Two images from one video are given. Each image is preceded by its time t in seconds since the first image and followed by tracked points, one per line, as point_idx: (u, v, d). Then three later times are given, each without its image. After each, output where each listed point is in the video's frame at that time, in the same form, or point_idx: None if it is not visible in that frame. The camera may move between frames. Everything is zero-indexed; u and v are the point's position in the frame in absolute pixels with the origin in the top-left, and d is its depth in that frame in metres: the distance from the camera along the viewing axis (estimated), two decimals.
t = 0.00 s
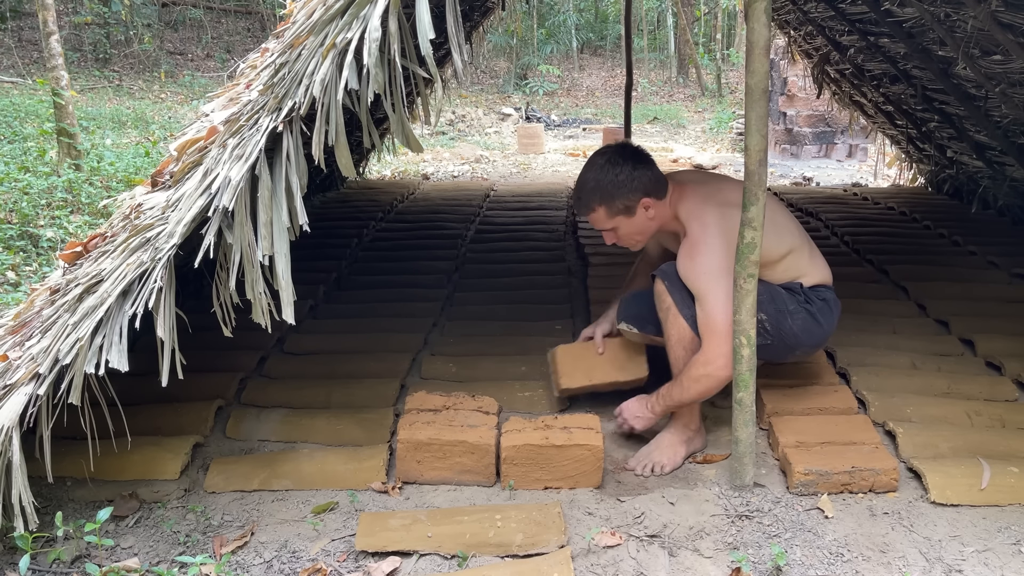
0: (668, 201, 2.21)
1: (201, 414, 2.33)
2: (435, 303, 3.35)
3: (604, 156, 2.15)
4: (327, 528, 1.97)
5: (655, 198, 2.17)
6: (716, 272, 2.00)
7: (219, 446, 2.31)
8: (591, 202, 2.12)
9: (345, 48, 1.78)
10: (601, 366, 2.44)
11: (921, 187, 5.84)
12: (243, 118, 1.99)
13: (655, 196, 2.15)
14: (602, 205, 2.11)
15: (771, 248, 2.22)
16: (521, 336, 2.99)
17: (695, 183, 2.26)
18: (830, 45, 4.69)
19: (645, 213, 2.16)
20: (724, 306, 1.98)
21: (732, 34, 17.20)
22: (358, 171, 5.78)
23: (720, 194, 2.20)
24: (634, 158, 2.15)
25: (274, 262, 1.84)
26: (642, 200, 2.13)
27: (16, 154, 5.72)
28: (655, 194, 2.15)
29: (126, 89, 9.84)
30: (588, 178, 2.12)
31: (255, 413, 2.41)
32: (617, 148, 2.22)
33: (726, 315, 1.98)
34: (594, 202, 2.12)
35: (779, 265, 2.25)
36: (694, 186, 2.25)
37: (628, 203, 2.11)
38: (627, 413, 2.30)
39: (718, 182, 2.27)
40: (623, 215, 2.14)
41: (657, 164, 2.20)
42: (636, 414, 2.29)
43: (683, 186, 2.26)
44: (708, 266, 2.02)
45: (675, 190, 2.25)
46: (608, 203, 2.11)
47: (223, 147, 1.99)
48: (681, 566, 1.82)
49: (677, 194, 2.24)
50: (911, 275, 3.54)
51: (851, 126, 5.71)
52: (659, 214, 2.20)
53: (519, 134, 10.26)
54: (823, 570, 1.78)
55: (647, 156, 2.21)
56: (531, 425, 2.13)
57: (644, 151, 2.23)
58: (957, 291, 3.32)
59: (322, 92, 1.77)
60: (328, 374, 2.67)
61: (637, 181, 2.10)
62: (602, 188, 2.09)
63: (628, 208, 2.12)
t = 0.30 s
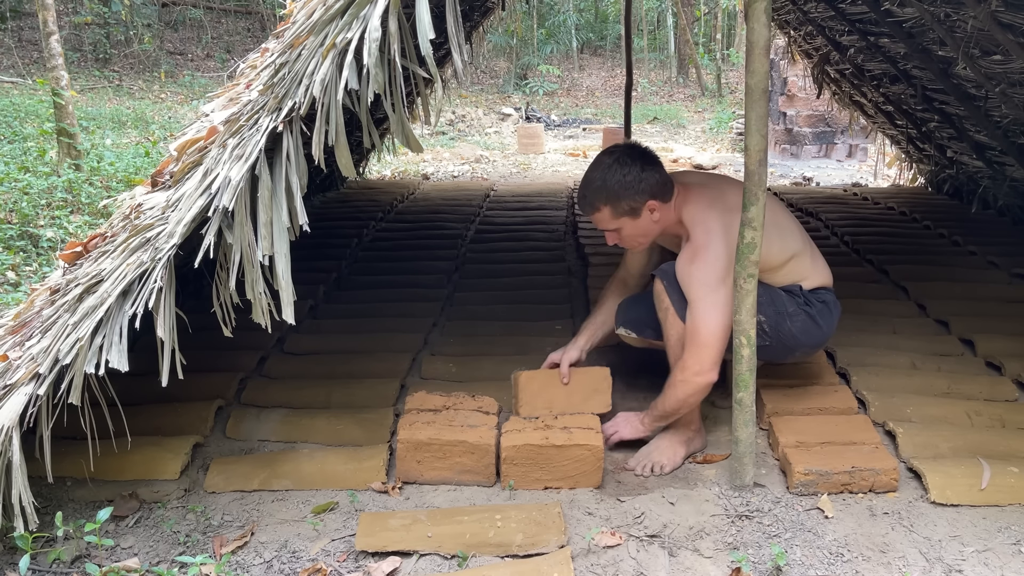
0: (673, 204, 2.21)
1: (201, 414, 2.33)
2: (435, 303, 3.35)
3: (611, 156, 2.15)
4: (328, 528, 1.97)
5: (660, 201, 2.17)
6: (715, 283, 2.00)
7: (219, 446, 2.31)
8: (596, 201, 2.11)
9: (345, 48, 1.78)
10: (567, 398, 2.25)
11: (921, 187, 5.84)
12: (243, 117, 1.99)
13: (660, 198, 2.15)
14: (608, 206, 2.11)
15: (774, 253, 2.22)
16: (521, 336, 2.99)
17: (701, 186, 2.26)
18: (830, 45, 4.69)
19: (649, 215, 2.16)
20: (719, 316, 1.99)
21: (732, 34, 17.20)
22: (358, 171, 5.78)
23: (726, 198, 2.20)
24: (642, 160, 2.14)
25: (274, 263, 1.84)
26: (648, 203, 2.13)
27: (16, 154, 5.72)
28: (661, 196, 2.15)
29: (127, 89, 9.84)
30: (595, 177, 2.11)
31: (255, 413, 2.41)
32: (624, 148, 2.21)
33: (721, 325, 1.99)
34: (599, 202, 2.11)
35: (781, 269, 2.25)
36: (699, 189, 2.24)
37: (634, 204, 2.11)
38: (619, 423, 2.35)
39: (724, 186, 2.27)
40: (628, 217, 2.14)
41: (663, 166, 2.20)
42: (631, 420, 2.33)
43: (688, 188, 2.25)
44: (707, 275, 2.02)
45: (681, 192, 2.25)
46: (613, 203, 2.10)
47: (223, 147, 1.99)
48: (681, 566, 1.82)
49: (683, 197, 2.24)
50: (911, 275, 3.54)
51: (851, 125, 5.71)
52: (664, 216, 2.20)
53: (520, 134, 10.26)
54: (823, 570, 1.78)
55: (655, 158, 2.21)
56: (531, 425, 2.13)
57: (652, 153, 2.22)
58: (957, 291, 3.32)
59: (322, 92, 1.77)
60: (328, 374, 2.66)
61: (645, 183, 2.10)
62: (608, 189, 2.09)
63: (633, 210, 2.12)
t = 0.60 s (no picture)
0: (674, 200, 2.21)
1: (201, 414, 2.33)
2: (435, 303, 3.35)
3: (612, 150, 2.15)
4: (328, 528, 1.97)
5: (660, 196, 2.17)
6: (717, 282, 2.01)
7: (219, 446, 2.31)
8: (595, 193, 2.12)
9: (345, 48, 1.78)
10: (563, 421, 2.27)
11: (921, 187, 5.84)
12: (243, 118, 1.99)
13: (661, 193, 2.15)
14: (607, 198, 2.11)
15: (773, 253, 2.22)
16: (521, 336, 2.99)
17: (702, 184, 2.26)
18: (830, 45, 4.69)
19: (649, 210, 2.16)
20: (718, 316, 2.00)
21: (732, 34, 17.20)
22: (358, 171, 5.78)
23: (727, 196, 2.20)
24: (644, 154, 2.15)
25: (274, 263, 1.84)
26: (648, 197, 2.13)
27: (16, 154, 5.72)
28: (661, 191, 2.15)
29: (127, 89, 9.84)
30: (595, 169, 2.11)
31: (255, 413, 2.41)
32: (627, 142, 2.21)
33: (720, 324, 2.00)
34: (599, 194, 2.11)
35: (779, 268, 2.25)
36: (701, 186, 2.24)
37: (633, 199, 2.11)
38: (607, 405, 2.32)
39: (727, 184, 2.27)
40: (627, 211, 2.14)
41: (666, 162, 2.20)
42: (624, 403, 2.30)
43: (690, 185, 2.25)
44: (708, 274, 2.03)
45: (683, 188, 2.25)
46: (613, 196, 2.10)
47: (223, 147, 1.99)
48: (681, 566, 1.82)
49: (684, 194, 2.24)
50: (910, 275, 3.54)
51: (851, 125, 5.71)
52: (664, 212, 2.20)
53: (520, 134, 10.26)
54: (823, 570, 1.78)
55: (657, 152, 2.21)
56: (531, 426, 2.13)
57: (655, 147, 2.23)
58: (957, 291, 3.32)
59: (322, 92, 1.77)
60: (328, 374, 2.66)
61: (645, 177, 2.10)
62: (608, 181, 2.09)
63: (633, 204, 2.12)
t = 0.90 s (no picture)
0: (669, 201, 2.21)
1: (201, 414, 2.33)
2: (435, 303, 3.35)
3: (608, 151, 2.15)
4: (328, 528, 1.97)
5: (654, 197, 2.17)
6: (714, 284, 2.01)
7: (219, 446, 2.31)
8: (589, 194, 2.11)
9: (345, 48, 1.78)
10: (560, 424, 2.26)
11: (921, 187, 5.84)
12: (243, 117, 1.99)
13: (655, 195, 2.16)
14: (601, 199, 2.11)
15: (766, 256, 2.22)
16: (521, 336, 2.99)
17: (699, 184, 2.26)
18: (830, 45, 4.69)
19: (643, 211, 2.17)
20: (716, 317, 2.00)
21: (732, 34, 17.20)
22: (358, 171, 5.78)
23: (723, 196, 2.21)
24: (638, 155, 2.15)
25: (274, 262, 1.84)
26: (642, 199, 2.13)
27: (16, 155, 5.72)
28: (655, 193, 2.15)
29: (127, 89, 9.84)
30: (589, 170, 2.11)
31: (255, 414, 2.41)
32: (622, 142, 2.21)
33: (718, 326, 1.99)
34: (593, 195, 2.11)
35: (774, 268, 2.26)
36: (696, 186, 2.24)
37: (628, 200, 2.11)
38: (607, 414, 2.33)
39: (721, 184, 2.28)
40: (621, 212, 2.14)
41: (661, 163, 2.21)
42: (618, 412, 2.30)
43: (686, 185, 2.25)
44: (705, 276, 2.03)
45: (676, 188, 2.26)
46: (607, 197, 2.11)
47: (223, 146, 1.99)
48: (681, 567, 1.82)
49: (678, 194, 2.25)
50: (910, 275, 3.54)
51: (851, 125, 5.71)
52: (658, 212, 2.20)
53: (520, 134, 10.26)
54: (823, 570, 1.78)
55: (652, 153, 2.20)
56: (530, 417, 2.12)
57: (649, 148, 2.22)
58: (956, 291, 3.32)
59: (322, 93, 1.77)
60: (328, 374, 2.66)
61: (640, 178, 2.10)
62: (602, 182, 2.09)
63: (627, 205, 2.13)
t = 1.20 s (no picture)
0: (666, 202, 2.20)
1: (201, 414, 2.33)
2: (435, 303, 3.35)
3: (606, 151, 2.15)
4: (328, 528, 1.97)
5: (652, 199, 2.17)
6: (711, 285, 2.01)
7: (219, 445, 2.31)
8: (587, 195, 2.12)
9: (345, 48, 1.78)
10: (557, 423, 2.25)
11: (921, 187, 5.84)
12: (243, 118, 1.99)
13: (653, 197, 2.15)
14: (599, 200, 2.11)
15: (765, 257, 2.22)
16: (521, 336, 2.99)
17: (696, 185, 2.26)
18: (830, 45, 4.69)
19: (641, 213, 2.17)
20: (715, 318, 1.99)
21: (732, 34, 17.21)
22: (358, 171, 5.78)
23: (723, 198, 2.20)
24: (636, 157, 2.14)
25: (274, 263, 1.84)
26: (640, 201, 2.13)
27: (16, 154, 5.72)
28: (653, 195, 2.15)
29: (127, 89, 9.83)
30: (587, 171, 2.11)
31: (255, 413, 2.41)
32: (620, 143, 2.21)
33: (715, 326, 1.99)
34: (590, 196, 2.11)
35: (772, 268, 2.26)
36: (694, 188, 2.24)
37: (624, 201, 2.11)
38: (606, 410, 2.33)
39: (720, 186, 2.27)
40: (618, 214, 2.14)
41: (659, 164, 2.20)
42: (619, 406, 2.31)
43: (684, 186, 2.25)
44: (701, 276, 2.02)
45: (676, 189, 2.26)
46: (604, 199, 2.11)
47: (223, 147, 1.99)
48: (681, 566, 1.82)
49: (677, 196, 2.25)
50: (910, 275, 3.54)
51: (851, 125, 5.71)
52: (656, 214, 2.20)
53: (520, 134, 10.25)
54: (823, 570, 1.78)
55: (651, 154, 2.20)
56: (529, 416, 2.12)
57: (648, 149, 2.21)
58: (956, 291, 3.32)
59: (322, 92, 1.77)
60: (328, 374, 2.66)
61: (638, 180, 2.10)
62: (600, 183, 2.09)
63: (624, 207, 2.13)
